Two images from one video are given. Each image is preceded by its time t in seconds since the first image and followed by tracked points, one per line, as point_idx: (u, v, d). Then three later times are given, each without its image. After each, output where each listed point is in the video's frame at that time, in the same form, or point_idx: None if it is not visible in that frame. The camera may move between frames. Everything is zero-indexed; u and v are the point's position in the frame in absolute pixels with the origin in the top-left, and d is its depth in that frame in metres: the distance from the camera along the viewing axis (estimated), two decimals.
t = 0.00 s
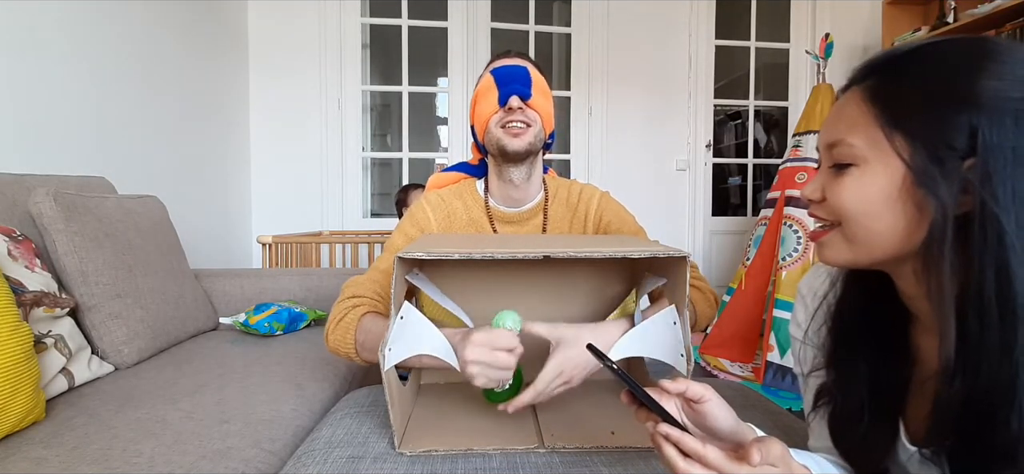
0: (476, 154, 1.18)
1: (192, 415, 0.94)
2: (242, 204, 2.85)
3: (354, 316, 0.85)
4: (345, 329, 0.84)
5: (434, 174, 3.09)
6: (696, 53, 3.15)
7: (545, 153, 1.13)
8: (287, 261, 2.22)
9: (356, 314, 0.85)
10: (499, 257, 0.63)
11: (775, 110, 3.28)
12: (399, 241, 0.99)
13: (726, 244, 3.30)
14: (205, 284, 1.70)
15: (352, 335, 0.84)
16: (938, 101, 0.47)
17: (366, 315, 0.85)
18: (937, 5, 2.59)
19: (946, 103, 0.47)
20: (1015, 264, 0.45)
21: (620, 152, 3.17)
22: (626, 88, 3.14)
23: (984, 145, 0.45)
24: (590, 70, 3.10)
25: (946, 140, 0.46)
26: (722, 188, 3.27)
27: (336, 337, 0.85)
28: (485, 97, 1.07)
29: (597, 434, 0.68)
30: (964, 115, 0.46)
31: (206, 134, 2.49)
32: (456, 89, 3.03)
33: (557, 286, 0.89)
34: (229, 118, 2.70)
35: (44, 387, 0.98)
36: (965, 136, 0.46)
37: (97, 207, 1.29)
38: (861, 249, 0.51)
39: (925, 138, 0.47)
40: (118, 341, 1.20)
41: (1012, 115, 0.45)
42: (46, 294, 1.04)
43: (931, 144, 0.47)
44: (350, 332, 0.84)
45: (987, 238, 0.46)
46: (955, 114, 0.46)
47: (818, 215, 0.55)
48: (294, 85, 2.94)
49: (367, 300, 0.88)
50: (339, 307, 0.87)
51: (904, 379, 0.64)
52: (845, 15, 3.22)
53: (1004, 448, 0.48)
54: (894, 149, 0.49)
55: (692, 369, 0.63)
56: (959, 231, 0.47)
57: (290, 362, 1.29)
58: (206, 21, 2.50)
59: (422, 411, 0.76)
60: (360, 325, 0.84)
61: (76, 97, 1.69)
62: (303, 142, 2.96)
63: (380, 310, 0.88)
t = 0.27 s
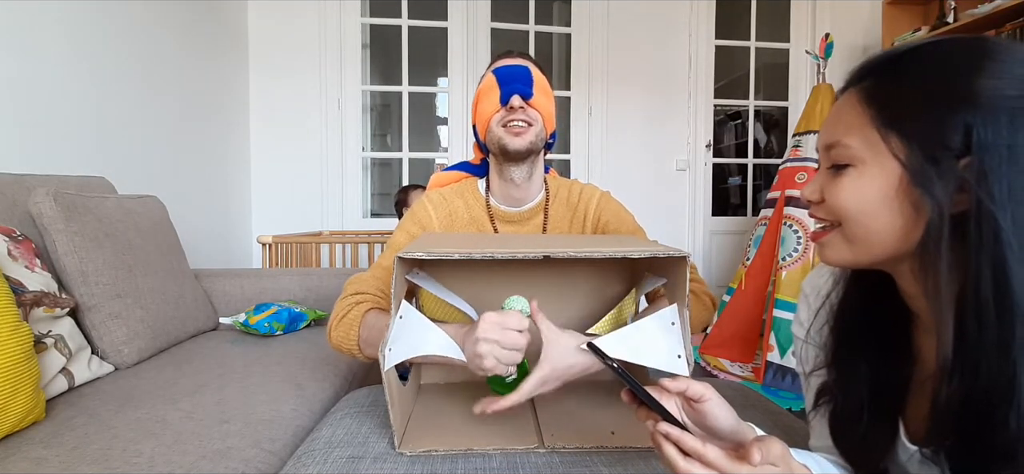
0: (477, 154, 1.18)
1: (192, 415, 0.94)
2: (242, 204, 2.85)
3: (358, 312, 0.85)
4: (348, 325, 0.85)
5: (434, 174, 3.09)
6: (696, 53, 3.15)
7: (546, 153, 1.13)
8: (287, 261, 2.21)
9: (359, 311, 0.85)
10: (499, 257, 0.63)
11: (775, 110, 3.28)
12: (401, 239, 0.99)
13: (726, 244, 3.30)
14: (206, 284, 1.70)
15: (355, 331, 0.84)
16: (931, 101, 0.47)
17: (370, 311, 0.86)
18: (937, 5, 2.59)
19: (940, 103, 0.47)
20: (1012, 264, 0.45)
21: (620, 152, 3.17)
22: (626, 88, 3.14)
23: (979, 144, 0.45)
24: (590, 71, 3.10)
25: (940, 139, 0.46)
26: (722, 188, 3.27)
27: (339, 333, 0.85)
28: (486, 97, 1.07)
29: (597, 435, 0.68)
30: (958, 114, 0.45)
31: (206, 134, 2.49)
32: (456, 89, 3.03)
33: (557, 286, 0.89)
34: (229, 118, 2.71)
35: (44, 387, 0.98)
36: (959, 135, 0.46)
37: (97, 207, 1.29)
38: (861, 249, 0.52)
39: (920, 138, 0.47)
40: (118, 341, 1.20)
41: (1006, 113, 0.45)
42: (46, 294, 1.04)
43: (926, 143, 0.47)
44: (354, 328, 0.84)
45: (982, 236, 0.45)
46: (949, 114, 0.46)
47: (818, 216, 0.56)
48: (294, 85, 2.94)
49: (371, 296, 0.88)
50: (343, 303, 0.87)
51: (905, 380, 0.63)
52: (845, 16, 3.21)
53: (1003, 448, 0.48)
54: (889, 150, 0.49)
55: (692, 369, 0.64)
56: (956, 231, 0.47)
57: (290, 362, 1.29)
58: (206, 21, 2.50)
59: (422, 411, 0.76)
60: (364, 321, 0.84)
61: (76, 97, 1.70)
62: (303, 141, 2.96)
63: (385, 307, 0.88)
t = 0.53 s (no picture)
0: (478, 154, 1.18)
1: (192, 415, 0.94)
2: (241, 204, 2.85)
3: (355, 310, 0.85)
4: (346, 323, 0.85)
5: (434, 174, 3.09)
6: (696, 53, 3.15)
7: (546, 153, 1.13)
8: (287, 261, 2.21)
9: (357, 309, 0.85)
10: (499, 257, 0.63)
11: (775, 110, 3.28)
12: (401, 239, 0.99)
13: (726, 244, 3.31)
14: (205, 284, 1.70)
15: (353, 329, 0.84)
16: (925, 101, 0.47)
17: (367, 309, 0.86)
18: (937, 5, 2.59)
19: (934, 104, 0.47)
20: (1008, 261, 0.45)
21: (620, 151, 3.17)
22: (626, 88, 3.14)
23: (972, 142, 0.45)
24: (590, 71, 3.10)
25: (933, 139, 0.46)
26: (722, 188, 3.27)
27: (337, 331, 0.85)
28: (487, 97, 1.07)
29: (597, 435, 0.68)
30: (951, 114, 0.46)
31: (206, 133, 2.50)
32: (456, 89, 3.03)
33: (557, 286, 0.89)
34: (229, 118, 2.70)
35: (44, 387, 0.98)
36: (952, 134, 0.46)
37: (97, 207, 1.29)
38: (860, 251, 0.51)
39: (914, 138, 0.47)
40: (118, 341, 1.20)
41: (998, 112, 0.45)
42: (46, 294, 1.04)
43: (920, 144, 0.47)
44: (351, 326, 0.84)
45: (976, 233, 0.45)
46: (942, 114, 0.46)
47: (816, 218, 0.55)
48: (294, 85, 2.94)
49: (370, 295, 0.87)
50: (341, 302, 0.87)
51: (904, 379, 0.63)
52: (845, 16, 3.21)
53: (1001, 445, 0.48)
54: (885, 151, 0.49)
55: (692, 368, 0.64)
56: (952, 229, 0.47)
57: (290, 362, 1.29)
58: (206, 21, 2.50)
59: (422, 411, 0.76)
60: (361, 319, 0.85)
61: (77, 97, 1.70)
62: (303, 141, 2.96)
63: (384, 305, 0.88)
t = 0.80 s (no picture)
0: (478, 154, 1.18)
1: (192, 415, 0.94)
2: (241, 204, 2.85)
3: (347, 309, 0.85)
4: (338, 321, 0.85)
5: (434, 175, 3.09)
6: (697, 53, 3.15)
7: (546, 153, 1.13)
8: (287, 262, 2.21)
9: (348, 308, 0.86)
10: (499, 257, 0.63)
11: (775, 110, 3.28)
12: (398, 240, 0.99)
13: (726, 244, 3.31)
14: (206, 284, 1.70)
15: (344, 327, 0.84)
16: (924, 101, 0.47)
17: (358, 308, 0.86)
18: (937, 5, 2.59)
19: (934, 104, 0.47)
20: (1008, 260, 0.45)
21: (620, 151, 3.17)
22: (626, 88, 3.14)
23: (972, 141, 0.45)
24: (590, 71, 3.10)
25: (934, 139, 0.46)
26: (722, 188, 3.27)
27: (330, 330, 0.86)
28: (488, 97, 1.07)
29: (597, 435, 0.68)
30: (951, 114, 0.46)
31: (206, 133, 2.50)
32: (456, 89, 3.03)
33: (557, 286, 0.89)
34: (229, 118, 2.70)
35: (44, 387, 0.98)
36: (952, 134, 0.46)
37: (97, 207, 1.29)
38: (862, 252, 0.51)
39: (915, 138, 0.47)
40: (118, 341, 1.20)
41: (997, 111, 0.45)
42: (46, 294, 1.04)
43: (920, 144, 0.47)
44: (342, 325, 0.84)
45: (977, 233, 0.45)
46: (941, 114, 0.46)
47: (817, 219, 0.55)
48: (294, 85, 2.94)
49: (362, 294, 0.87)
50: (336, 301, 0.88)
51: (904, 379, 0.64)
52: (845, 16, 3.21)
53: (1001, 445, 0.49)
54: (885, 152, 0.49)
55: (692, 368, 0.64)
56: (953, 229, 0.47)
57: (290, 362, 1.29)
58: (206, 21, 2.50)
59: (422, 411, 0.76)
60: (352, 318, 0.85)
61: (77, 97, 1.70)
62: (303, 141, 2.96)
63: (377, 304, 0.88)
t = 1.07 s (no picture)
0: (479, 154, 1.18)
1: (192, 415, 0.94)
2: (242, 204, 2.85)
3: (345, 312, 0.85)
4: (336, 324, 0.85)
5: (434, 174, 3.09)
6: (697, 53, 3.15)
7: (546, 153, 1.13)
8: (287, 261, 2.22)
9: (346, 310, 0.86)
10: (499, 257, 0.63)
11: (775, 110, 3.28)
12: (397, 241, 0.99)
13: (726, 244, 3.31)
14: (206, 284, 1.70)
15: (342, 330, 0.84)
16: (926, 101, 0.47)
17: (356, 310, 0.86)
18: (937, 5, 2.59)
19: (936, 103, 0.47)
20: (1011, 261, 0.45)
21: (620, 151, 3.17)
22: (626, 88, 3.14)
23: (974, 141, 0.45)
24: (590, 71, 3.10)
25: (936, 139, 0.46)
26: (722, 188, 3.27)
27: (329, 332, 0.86)
28: (488, 97, 1.07)
29: (597, 435, 0.68)
30: (953, 114, 0.46)
31: (206, 133, 2.50)
32: (456, 89, 3.03)
33: (558, 286, 0.89)
34: (229, 118, 2.70)
35: (44, 387, 0.98)
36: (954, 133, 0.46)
37: (97, 207, 1.29)
38: (865, 253, 0.51)
39: (917, 138, 0.47)
40: (118, 341, 1.20)
41: (999, 111, 0.45)
42: (46, 294, 1.04)
43: (922, 144, 0.47)
44: (340, 328, 0.84)
45: (979, 233, 0.45)
46: (943, 113, 0.46)
47: (819, 220, 0.55)
48: (294, 85, 2.94)
49: (359, 297, 0.87)
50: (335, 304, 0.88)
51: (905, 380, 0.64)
52: (845, 16, 3.21)
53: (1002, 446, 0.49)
54: (887, 152, 0.49)
55: (692, 369, 0.63)
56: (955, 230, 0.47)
57: (290, 362, 1.29)
58: (206, 21, 2.50)
59: (422, 411, 0.76)
60: (349, 320, 0.85)
61: (77, 97, 1.70)
62: (303, 141, 2.96)
63: (374, 308, 0.88)
